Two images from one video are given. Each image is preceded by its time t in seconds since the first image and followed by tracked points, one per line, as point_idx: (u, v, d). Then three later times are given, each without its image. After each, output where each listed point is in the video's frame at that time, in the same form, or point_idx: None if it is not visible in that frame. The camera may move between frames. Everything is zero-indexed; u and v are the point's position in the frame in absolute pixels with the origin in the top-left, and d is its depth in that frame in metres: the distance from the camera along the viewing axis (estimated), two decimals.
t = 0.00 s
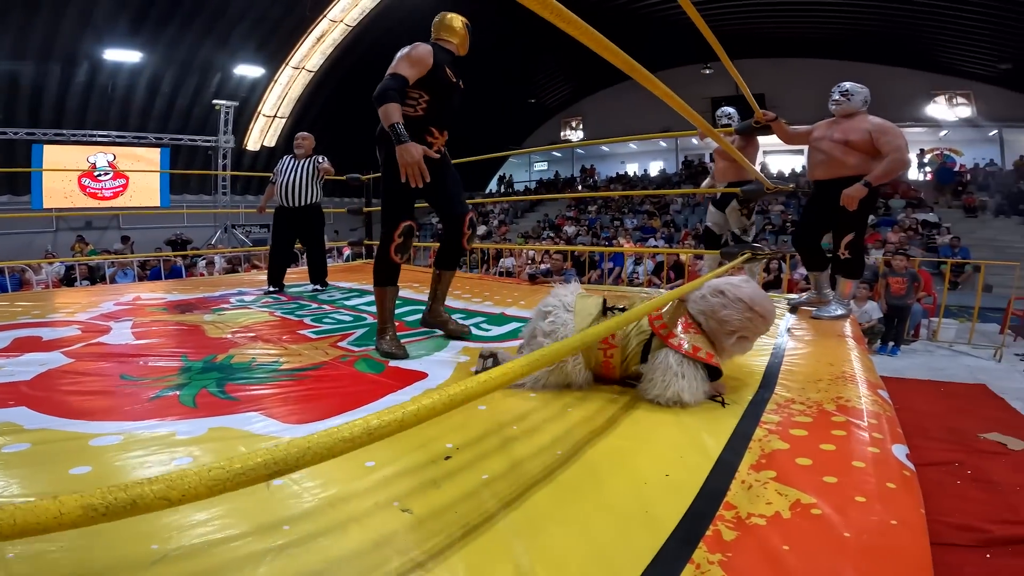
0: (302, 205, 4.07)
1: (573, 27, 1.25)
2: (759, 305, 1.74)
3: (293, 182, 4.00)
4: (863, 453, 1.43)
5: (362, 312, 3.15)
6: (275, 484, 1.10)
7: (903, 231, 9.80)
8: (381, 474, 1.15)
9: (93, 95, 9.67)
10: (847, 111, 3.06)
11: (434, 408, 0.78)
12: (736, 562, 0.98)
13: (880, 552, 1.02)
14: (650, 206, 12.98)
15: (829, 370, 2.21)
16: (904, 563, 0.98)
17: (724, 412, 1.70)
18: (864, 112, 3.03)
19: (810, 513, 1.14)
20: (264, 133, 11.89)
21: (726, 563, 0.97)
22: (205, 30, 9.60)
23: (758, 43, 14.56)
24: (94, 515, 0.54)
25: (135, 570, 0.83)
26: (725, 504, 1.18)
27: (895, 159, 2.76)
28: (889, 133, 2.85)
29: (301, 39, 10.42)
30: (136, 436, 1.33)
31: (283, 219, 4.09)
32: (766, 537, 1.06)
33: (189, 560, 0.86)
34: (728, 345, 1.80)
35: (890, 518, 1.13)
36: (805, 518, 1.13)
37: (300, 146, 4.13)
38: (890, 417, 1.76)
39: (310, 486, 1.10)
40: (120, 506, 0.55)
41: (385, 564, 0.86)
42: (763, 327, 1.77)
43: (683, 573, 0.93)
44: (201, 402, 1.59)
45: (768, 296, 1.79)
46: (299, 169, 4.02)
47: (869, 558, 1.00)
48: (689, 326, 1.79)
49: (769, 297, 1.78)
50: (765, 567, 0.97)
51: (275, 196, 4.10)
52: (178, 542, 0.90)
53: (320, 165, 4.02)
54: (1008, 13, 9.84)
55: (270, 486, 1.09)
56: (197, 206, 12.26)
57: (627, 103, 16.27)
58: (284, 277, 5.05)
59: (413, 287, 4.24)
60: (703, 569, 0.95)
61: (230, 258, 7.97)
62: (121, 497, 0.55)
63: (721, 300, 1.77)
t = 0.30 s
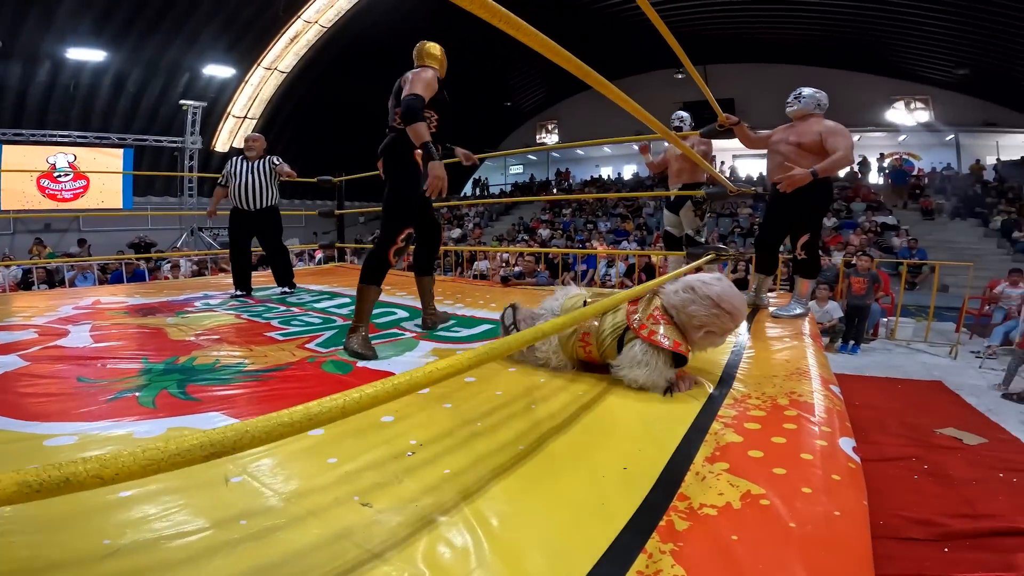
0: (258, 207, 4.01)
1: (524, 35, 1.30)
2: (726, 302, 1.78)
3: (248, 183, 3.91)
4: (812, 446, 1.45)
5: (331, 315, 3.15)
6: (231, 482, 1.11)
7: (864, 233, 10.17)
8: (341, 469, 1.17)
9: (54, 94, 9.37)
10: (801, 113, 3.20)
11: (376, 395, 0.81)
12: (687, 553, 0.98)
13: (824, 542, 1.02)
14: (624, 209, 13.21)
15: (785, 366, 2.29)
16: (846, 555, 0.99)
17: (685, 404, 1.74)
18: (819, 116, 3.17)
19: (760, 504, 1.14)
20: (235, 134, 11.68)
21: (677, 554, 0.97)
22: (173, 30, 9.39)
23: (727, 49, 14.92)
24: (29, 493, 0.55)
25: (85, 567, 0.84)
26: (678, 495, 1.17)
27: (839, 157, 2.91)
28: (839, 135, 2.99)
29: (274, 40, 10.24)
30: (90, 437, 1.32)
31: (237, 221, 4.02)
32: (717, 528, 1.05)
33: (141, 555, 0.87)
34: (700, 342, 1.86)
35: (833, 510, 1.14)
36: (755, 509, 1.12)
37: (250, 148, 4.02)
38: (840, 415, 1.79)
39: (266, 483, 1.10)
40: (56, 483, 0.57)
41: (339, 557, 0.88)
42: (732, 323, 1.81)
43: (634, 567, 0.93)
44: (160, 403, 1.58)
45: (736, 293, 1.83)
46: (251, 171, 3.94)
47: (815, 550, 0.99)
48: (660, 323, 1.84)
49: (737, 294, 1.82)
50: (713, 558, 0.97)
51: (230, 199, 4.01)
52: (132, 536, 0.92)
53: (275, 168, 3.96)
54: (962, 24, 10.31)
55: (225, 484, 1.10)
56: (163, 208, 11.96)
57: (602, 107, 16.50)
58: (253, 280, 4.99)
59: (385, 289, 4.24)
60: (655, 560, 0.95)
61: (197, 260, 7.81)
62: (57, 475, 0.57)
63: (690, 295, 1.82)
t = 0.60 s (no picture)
0: (234, 211, 3.97)
1: (496, 41, 1.33)
2: (701, 301, 1.83)
3: (224, 187, 3.85)
4: (784, 447, 1.43)
5: (312, 319, 3.13)
6: (202, 483, 1.11)
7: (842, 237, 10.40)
8: (317, 472, 1.17)
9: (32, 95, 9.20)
10: (773, 119, 3.28)
11: (337, 396, 0.82)
12: (659, 555, 0.95)
13: (794, 543, 0.98)
14: (608, 214, 13.34)
15: (760, 369, 2.33)
16: (816, 556, 0.95)
17: (663, 406, 1.75)
18: (789, 121, 3.25)
19: (730, 505, 1.10)
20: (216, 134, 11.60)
21: (649, 555, 0.94)
22: (155, 32, 9.26)
23: (711, 55, 15.16)
24: None
25: (51, 567, 0.83)
26: (651, 497, 1.14)
27: (808, 161, 2.98)
28: (810, 140, 3.06)
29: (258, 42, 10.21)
30: (60, 440, 1.31)
31: (211, 225, 3.96)
32: (687, 530, 1.02)
33: (110, 555, 0.87)
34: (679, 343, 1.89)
35: (801, 510, 1.10)
36: (725, 510, 1.08)
37: (222, 150, 3.94)
38: (812, 420, 1.79)
39: (238, 486, 1.10)
40: (10, 475, 0.59)
41: (315, 557, 0.89)
42: (708, 321, 1.85)
43: (603, 569, 0.90)
44: (134, 407, 1.57)
45: (712, 291, 1.89)
46: (228, 175, 3.86)
47: (784, 551, 0.96)
48: (640, 324, 1.89)
49: (714, 293, 1.87)
50: (683, 558, 0.93)
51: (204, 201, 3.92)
52: (101, 537, 0.92)
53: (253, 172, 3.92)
54: (937, 32, 10.63)
55: (197, 487, 1.10)
56: (142, 211, 11.77)
57: (587, 112, 16.64)
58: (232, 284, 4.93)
59: (367, 294, 4.24)
60: (626, 562, 0.92)
61: (177, 264, 7.70)
62: (10, 466, 0.59)
63: (667, 295, 1.86)
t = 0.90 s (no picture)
0: (226, 215, 3.94)
1: (484, 49, 1.35)
2: (672, 305, 1.83)
3: (217, 191, 3.83)
4: (768, 451, 1.45)
5: (300, 324, 3.11)
6: (187, 488, 1.10)
7: (828, 243, 10.52)
8: (304, 477, 1.17)
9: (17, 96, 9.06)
10: (755, 127, 3.34)
11: (327, 399, 0.83)
12: (644, 559, 0.96)
13: (774, 547, 1.00)
14: (599, 220, 13.42)
15: (746, 374, 2.36)
16: (797, 558, 0.97)
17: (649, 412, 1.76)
18: (770, 128, 3.31)
19: (714, 509, 1.12)
20: (205, 137, 11.40)
21: (634, 559, 0.95)
22: (145, 33, 9.18)
23: (701, 60, 15.30)
24: None
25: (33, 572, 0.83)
26: (637, 501, 1.15)
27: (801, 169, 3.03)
28: (794, 145, 3.12)
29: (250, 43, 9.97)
30: (43, 445, 1.30)
31: (203, 228, 3.93)
32: (671, 534, 1.03)
33: (95, 559, 0.87)
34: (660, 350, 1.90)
35: (783, 514, 1.12)
36: (710, 514, 1.10)
37: (219, 155, 3.95)
38: (796, 425, 1.82)
39: (224, 492, 1.10)
40: None
41: (303, 560, 0.90)
42: (683, 324, 1.84)
43: (589, 571, 0.91)
44: (118, 412, 1.56)
45: (696, 299, 1.87)
46: (222, 178, 3.85)
47: (765, 554, 0.97)
48: (623, 329, 1.93)
49: (696, 301, 1.87)
50: (667, 562, 0.95)
51: (196, 206, 3.91)
52: (86, 541, 0.92)
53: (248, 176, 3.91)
54: (923, 40, 10.82)
55: (182, 491, 1.09)
56: (128, 213, 11.62)
57: (578, 118, 16.75)
58: (219, 289, 4.88)
59: (357, 298, 4.23)
60: (611, 565, 0.93)
61: (162, 268, 7.62)
62: None
63: (640, 300, 1.89)
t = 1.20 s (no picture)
0: (221, 220, 4.01)
1: (471, 56, 1.36)
2: (655, 312, 1.89)
3: (214, 196, 3.92)
4: (751, 455, 1.46)
5: (286, 328, 3.10)
6: (170, 492, 1.09)
7: (813, 247, 10.67)
8: (289, 480, 1.17)
9: None
10: (739, 133, 3.39)
11: (311, 402, 0.83)
12: (628, 561, 0.97)
13: (756, 549, 1.01)
14: (587, 224, 13.49)
15: (731, 377, 2.39)
16: (777, 560, 0.98)
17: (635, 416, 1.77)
18: (754, 134, 3.37)
19: (697, 511, 1.13)
20: (190, 140, 11.30)
21: (617, 561, 0.96)
22: (131, 33, 9.06)
23: (689, 66, 15.45)
24: None
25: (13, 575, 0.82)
26: (622, 504, 1.16)
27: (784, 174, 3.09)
28: (777, 149, 3.18)
29: (240, 45, 9.96)
30: (21, 449, 1.28)
31: (199, 234, 4.01)
32: (654, 537, 1.04)
33: (75, 563, 0.86)
34: (645, 358, 1.97)
35: (764, 516, 1.14)
36: (693, 517, 1.11)
37: (222, 161, 4.04)
38: (779, 428, 1.84)
39: (206, 496, 1.09)
40: None
41: (288, 563, 0.89)
42: (666, 332, 1.89)
43: (573, 573, 0.92)
44: (100, 415, 1.54)
45: (680, 310, 1.93)
46: (222, 184, 3.95)
47: (746, 556, 0.99)
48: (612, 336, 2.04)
49: (680, 312, 1.91)
50: (650, 564, 0.96)
51: (194, 208, 3.99)
52: (66, 545, 0.91)
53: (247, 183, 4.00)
54: (906, 46, 11.03)
55: (165, 494, 1.08)
56: (111, 215, 11.44)
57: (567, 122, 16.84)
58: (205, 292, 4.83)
59: (344, 302, 4.21)
60: (595, 568, 0.94)
61: (145, 271, 7.52)
62: None
63: (630, 308, 1.98)
